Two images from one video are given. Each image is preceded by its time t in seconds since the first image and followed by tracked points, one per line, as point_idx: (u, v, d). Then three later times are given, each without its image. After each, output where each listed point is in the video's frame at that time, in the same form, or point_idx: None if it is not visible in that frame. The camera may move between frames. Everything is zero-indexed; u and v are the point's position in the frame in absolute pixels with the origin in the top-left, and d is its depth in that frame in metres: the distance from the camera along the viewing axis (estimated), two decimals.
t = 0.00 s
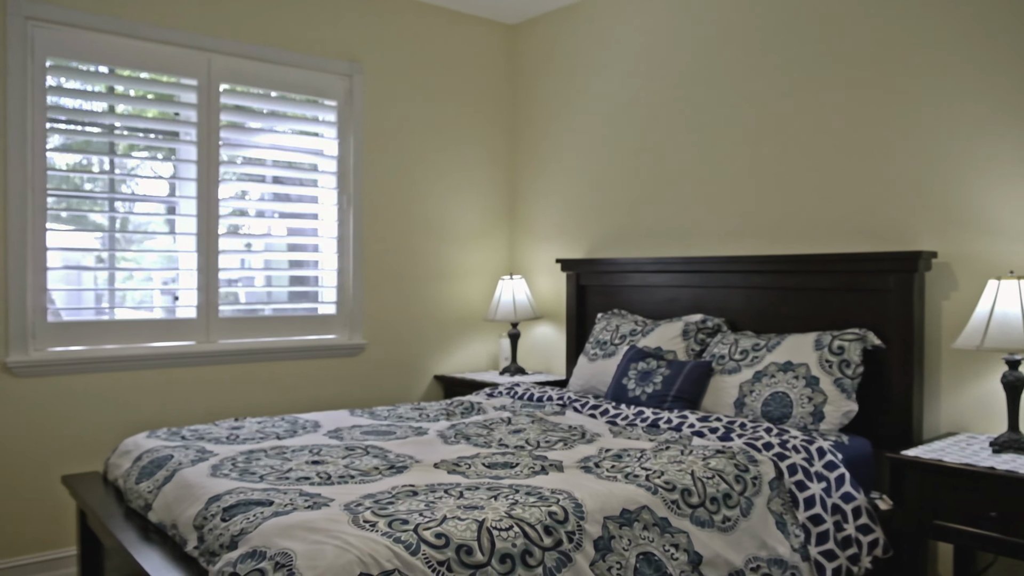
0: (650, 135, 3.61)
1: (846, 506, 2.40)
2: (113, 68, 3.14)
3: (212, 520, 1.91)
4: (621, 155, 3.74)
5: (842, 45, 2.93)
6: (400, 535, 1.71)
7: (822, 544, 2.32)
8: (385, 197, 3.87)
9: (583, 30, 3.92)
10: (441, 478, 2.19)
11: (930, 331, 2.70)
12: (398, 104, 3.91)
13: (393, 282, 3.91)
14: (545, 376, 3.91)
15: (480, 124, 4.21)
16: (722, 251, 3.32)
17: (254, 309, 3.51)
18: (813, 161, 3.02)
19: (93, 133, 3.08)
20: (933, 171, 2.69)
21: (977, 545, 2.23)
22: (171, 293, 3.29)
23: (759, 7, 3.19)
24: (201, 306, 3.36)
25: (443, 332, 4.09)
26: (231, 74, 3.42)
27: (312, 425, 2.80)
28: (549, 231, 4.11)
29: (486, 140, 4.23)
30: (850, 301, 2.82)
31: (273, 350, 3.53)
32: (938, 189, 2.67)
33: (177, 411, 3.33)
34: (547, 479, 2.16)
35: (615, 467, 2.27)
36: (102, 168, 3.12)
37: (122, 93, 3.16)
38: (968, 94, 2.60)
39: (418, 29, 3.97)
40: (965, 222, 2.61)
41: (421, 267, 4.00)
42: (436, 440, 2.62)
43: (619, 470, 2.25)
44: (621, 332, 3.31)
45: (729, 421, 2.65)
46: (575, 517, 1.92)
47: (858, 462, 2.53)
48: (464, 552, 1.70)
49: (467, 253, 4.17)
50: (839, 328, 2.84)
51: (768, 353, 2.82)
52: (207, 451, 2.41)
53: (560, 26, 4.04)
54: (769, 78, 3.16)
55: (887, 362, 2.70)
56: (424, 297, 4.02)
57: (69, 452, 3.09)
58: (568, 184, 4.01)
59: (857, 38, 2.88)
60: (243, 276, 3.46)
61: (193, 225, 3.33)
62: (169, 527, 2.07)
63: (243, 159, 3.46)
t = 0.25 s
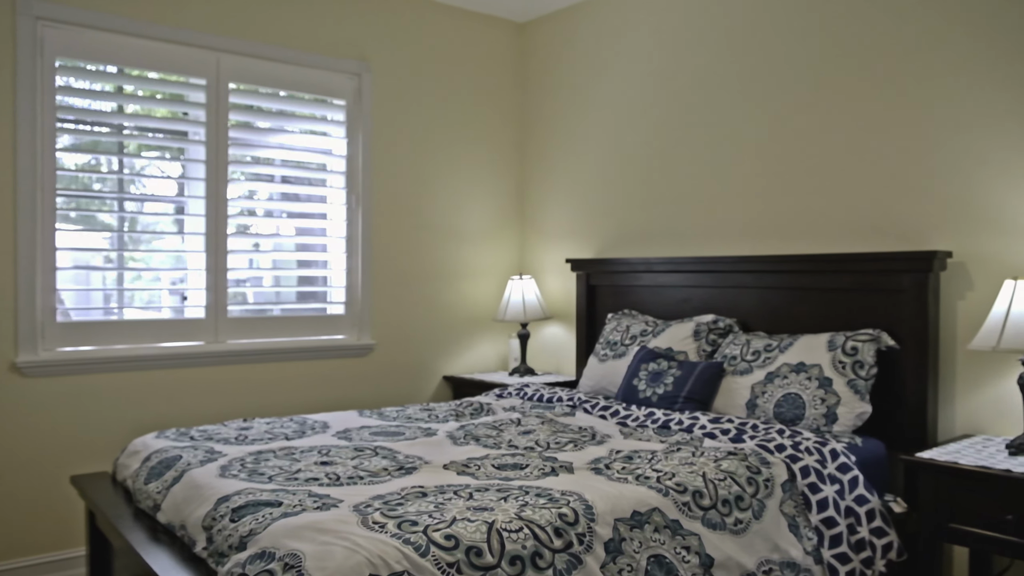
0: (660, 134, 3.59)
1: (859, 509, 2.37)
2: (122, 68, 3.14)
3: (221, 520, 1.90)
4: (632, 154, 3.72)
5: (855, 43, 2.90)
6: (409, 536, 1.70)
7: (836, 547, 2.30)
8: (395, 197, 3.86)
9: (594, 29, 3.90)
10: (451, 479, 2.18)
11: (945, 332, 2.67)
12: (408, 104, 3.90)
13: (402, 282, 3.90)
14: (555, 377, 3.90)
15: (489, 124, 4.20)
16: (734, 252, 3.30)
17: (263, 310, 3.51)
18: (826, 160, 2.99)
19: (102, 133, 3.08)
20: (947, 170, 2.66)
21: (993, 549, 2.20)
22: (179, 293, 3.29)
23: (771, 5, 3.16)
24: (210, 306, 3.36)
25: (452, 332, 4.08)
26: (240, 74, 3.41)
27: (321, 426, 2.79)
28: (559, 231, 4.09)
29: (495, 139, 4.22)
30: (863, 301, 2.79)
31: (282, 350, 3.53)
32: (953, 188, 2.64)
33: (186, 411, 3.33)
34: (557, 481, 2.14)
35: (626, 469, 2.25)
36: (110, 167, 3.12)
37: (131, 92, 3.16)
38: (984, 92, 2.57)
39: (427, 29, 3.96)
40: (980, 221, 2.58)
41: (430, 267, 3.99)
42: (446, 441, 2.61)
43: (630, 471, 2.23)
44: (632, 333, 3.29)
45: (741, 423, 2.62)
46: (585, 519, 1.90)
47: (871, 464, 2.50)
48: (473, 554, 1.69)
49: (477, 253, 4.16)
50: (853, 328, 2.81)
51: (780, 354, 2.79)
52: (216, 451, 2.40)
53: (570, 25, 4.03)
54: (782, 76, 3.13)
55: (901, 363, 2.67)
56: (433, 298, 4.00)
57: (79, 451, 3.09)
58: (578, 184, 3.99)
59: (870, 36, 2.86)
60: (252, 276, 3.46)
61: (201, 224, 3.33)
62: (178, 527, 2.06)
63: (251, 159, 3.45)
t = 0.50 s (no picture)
0: (669, 133, 3.59)
1: (870, 509, 2.36)
2: (131, 68, 3.15)
3: (231, 519, 1.90)
4: (640, 154, 3.72)
5: (865, 42, 2.89)
6: (418, 535, 1.70)
7: (846, 548, 2.29)
8: (404, 197, 3.87)
9: (602, 29, 3.90)
10: (460, 479, 2.18)
11: (956, 332, 2.66)
12: (416, 104, 3.90)
13: (410, 282, 3.90)
14: (563, 377, 3.89)
15: (498, 124, 4.20)
16: (744, 251, 3.29)
17: (272, 309, 3.52)
18: (836, 160, 2.98)
19: (112, 134, 3.09)
20: (958, 169, 2.65)
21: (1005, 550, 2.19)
22: (188, 293, 3.30)
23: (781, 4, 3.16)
24: (220, 306, 3.37)
25: (460, 332, 4.08)
26: (249, 75, 3.42)
27: (330, 425, 2.79)
28: (568, 231, 4.09)
29: (503, 139, 4.22)
30: (874, 301, 2.78)
31: (292, 350, 3.54)
32: (964, 187, 2.63)
33: (196, 411, 3.34)
34: (567, 481, 2.13)
35: (635, 468, 2.25)
36: (120, 168, 3.13)
37: (141, 93, 3.17)
38: (995, 91, 2.56)
39: (436, 29, 3.96)
40: (991, 220, 2.57)
41: (439, 266, 3.99)
42: (454, 441, 2.61)
43: (640, 471, 2.23)
44: (640, 333, 3.29)
45: (751, 423, 2.62)
46: (595, 519, 1.90)
47: (882, 464, 2.49)
48: (483, 553, 1.69)
49: (485, 253, 4.16)
50: (863, 328, 2.80)
51: (790, 354, 2.78)
52: (225, 450, 2.41)
53: (578, 25, 4.03)
54: (791, 75, 3.13)
55: (911, 363, 2.66)
56: (442, 298, 4.01)
57: (90, 451, 3.11)
58: (586, 184, 3.99)
59: (880, 34, 2.85)
60: (260, 276, 3.47)
61: (211, 225, 3.34)
62: (188, 526, 2.07)
63: (259, 159, 3.46)
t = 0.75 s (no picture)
0: (680, 133, 3.58)
1: (882, 510, 2.35)
2: (144, 69, 3.17)
3: (244, 518, 1.91)
4: (651, 153, 3.71)
5: (878, 40, 2.88)
6: (430, 535, 1.70)
7: (858, 549, 2.28)
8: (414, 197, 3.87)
9: (613, 28, 3.90)
10: (471, 478, 2.18)
11: (969, 332, 2.64)
12: (426, 104, 3.91)
13: (420, 282, 3.90)
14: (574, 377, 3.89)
15: (508, 124, 4.20)
16: (755, 251, 3.28)
17: (283, 309, 3.53)
18: (848, 159, 2.97)
19: (125, 134, 3.11)
20: (972, 168, 2.63)
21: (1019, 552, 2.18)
22: (200, 293, 3.31)
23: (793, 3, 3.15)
24: (231, 306, 3.38)
25: (470, 332, 4.08)
26: (261, 75, 3.43)
27: (341, 425, 2.80)
28: (578, 231, 4.09)
29: (514, 139, 4.22)
30: (886, 301, 2.77)
31: (303, 350, 3.55)
32: (978, 186, 2.62)
33: (207, 410, 3.35)
34: (578, 481, 2.13)
35: (646, 469, 2.24)
36: (133, 168, 3.15)
37: (153, 94, 3.19)
38: (1009, 89, 2.54)
39: (447, 29, 3.96)
40: (1005, 220, 2.55)
41: (449, 266, 4.00)
42: (465, 441, 2.61)
43: (651, 471, 2.22)
44: (651, 333, 3.28)
45: (762, 423, 2.61)
46: (607, 519, 1.89)
47: (894, 465, 2.48)
48: (494, 553, 1.69)
49: (495, 253, 4.16)
50: (875, 328, 2.79)
51: (802, 354, 2.77)
52: (237, 450, 2.42)
53: (589, 25, 4.02)
54: (803, 74, 3.11)
55: (924, 364, 2.65)
56: (452, 297, 4.01)
57: (102, 450, 3.12)
58: (597, 183, 3.98)
59: (893, 33, 2.83)
60: (271, 276, 3.48)
61: (222, 225, 3.35)
62: (201, 525, 2.08)
63: (270, 159, 3.47)
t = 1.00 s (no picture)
0: (693, 133, 3.57)
1: (898, 512, 2.33)
2: (159, 70, 3.19)
3: (259, 517, 1.92)
4: (664, 153, 3.70)
5: (893, 39, 2.86)
6: (445, 535, 1.70)
7: (874, 551, 2.26)
8: (426, 197, 3.88)
9: (626, 28, 3.89)
10: (485, 479, 2.18)
11: (986, 333, 2.62)
12: (440, 104, 3.91)
13: (433, 281, 3.91)
14: (587, 377, 3.89)
15: (521, 124, 4.20)
16: (769, 251, 3.27)
17: (296, 309, 3.54)
18: (863, 159, 2.95)
19: (141, 135, 3.13)
20: (988, 168, 2.61)
21: None
22: (214, 293, 3.33)
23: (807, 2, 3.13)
24: (246, 306, 3.40)
25: (483, 332, 4.09)
26: (275, 77, 3.45)
27: (355, 425, 2.81)
28: (591, 231, 4.08)
29: (526, 139, 4.22)
30: (902, 301, 2.75)
31: (316, 350, 3.56)
32: (994, 186, 2.60)
33: (222, 410, 3.37)
34: (592, 481, 2.13)
35: (660, 469, 2.24)
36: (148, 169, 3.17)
37: (168, 95, 3.21)
38: None
39: (460, 30, 3.97)
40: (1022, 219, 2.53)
41: (462, 266, 4.00)
42: (479, 441, 2.61)
43: (665, 472, 2.22)
44: (665, 333, 3.27)
45: (777, 424, 2.60)
46: (621, 520, 1.89)
47: (910, 466, 2.47)
48: (509, 553, 1.69)
49: (508, 253, 4.16)
50: (891, 329, 2.77)
51: (816, 355, 2.76)
52: (252, 449, 2.43)
53: (602, 24, 4.02)
54: (817, 73, 3.10)
55: (941, 365, 2.63)
56: (465, 297, 4.01)
57: (118, 449, 3.14)
58: (610, 183, 3.98)
59: (909, 32, 2.82)
60: (284, 276, 3.49)
61: (236, 225, 3.37)
62: (216, 524, 2.09)
63: (283, 159, 3.48)
